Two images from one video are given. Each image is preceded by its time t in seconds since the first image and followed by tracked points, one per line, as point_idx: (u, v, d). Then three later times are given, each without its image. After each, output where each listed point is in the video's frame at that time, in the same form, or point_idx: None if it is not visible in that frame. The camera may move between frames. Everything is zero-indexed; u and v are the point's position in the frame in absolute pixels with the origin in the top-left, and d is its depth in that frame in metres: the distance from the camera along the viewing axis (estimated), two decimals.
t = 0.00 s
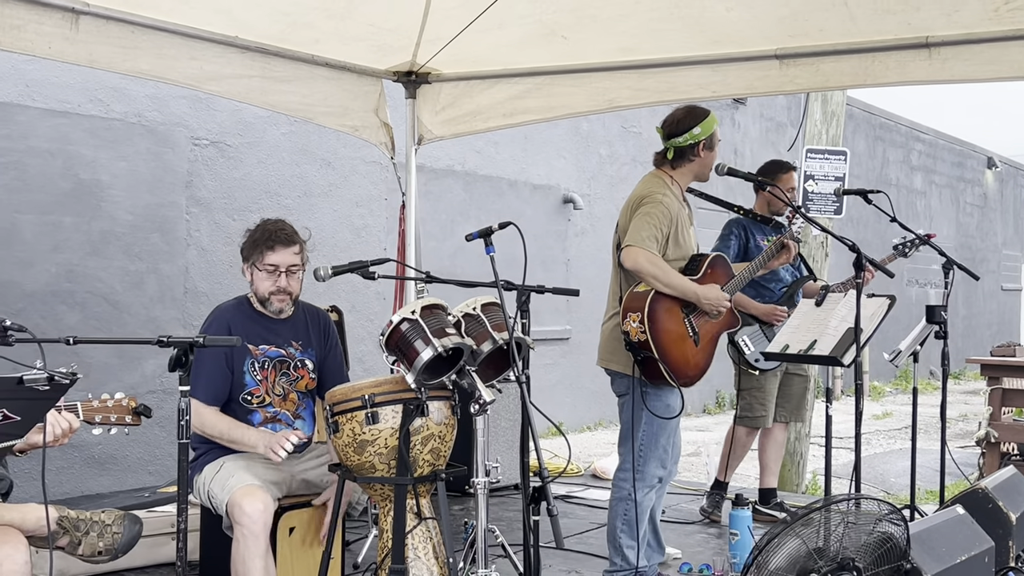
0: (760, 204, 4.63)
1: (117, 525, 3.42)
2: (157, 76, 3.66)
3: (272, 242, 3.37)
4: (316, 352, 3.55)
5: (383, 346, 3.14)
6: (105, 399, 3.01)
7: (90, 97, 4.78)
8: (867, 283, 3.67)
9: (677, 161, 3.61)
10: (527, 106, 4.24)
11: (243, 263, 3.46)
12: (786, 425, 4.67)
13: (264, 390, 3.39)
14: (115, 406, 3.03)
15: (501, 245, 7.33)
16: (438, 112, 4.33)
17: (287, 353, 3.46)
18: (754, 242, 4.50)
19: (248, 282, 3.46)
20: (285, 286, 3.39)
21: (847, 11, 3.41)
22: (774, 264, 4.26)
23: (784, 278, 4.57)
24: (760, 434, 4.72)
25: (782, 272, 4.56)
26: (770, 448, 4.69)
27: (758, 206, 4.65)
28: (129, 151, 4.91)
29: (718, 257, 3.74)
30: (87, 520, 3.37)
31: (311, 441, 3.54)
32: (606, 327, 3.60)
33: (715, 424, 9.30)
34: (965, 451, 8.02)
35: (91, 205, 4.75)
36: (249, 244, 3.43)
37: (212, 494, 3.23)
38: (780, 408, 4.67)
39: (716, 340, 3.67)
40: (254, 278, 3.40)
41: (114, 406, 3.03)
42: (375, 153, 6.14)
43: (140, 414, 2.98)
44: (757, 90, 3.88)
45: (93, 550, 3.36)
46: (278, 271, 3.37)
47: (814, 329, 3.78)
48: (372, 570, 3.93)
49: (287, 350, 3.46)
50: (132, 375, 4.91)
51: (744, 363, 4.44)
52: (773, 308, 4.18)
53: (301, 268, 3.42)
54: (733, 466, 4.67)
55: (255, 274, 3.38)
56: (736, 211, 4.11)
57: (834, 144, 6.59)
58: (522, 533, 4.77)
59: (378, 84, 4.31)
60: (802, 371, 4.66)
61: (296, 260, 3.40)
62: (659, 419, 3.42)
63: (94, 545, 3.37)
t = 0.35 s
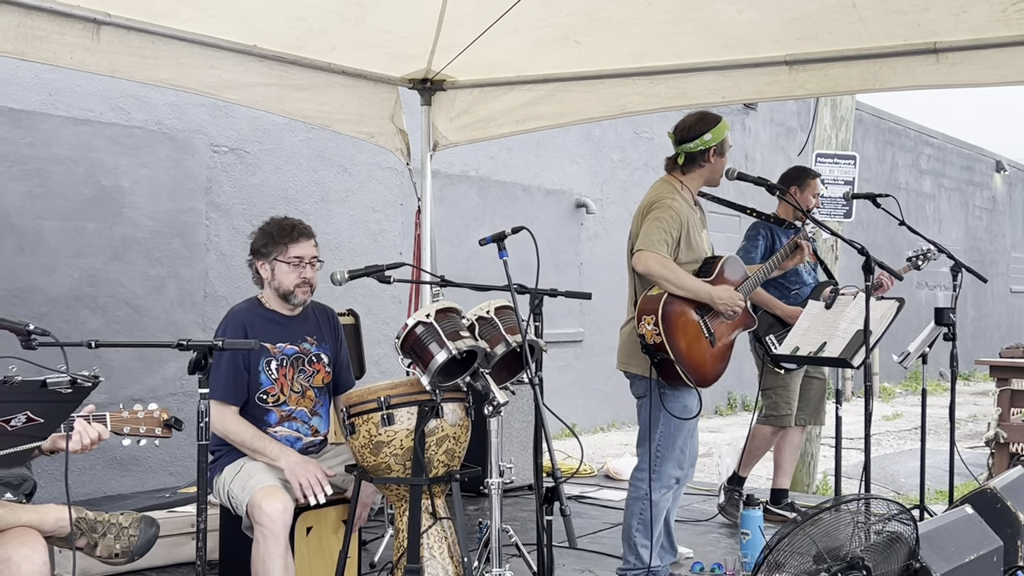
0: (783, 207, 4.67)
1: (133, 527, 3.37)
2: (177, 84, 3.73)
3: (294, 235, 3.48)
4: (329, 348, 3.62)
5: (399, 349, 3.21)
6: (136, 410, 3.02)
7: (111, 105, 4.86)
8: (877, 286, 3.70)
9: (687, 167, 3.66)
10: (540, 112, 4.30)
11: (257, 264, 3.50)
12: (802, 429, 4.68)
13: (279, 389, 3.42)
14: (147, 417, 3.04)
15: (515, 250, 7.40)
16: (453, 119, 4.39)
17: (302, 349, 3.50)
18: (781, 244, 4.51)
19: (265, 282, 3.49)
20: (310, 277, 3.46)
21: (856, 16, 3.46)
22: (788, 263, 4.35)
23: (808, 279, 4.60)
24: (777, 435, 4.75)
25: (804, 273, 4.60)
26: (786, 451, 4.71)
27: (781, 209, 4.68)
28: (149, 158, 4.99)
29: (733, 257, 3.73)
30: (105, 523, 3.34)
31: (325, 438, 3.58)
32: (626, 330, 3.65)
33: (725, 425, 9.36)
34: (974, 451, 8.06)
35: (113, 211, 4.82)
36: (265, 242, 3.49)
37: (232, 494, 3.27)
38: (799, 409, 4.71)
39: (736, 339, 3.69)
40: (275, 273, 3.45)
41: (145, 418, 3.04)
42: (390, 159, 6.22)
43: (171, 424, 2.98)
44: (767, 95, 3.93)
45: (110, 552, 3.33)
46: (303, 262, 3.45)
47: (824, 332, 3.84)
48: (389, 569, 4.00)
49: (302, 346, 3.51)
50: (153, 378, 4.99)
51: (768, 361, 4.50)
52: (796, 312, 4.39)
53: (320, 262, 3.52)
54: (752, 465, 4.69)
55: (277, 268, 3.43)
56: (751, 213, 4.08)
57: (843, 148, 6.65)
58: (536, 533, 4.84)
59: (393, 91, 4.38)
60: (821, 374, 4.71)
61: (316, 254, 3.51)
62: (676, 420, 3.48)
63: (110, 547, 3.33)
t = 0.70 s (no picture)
0: (795, 214, 4.78)
1: (157, 523, 3.24)
2: (201, 94, 3.84)
3: (315, 235, 3.64)
4: (346, 349, 3.72)
5: (416, 351, 3.32)
6: (163, 417, 3.07)
7: (137, 115, 4.99)
8: (883, 289, 3.79)
9: (690, 168, 3.76)
10: (553, 119, 4.40)
11: (280, 267, 3.59)
12: (810, 429, 4.79)
13: (297, 388, 3.52)
14: (172, 423, 3.09)
15: (528, 254, 7.50)
16: (468, 127, 4.50)
17: (319, 349, 3.61)
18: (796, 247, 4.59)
19: (291, 283, 3.60)
20: (335, 273, 3.63)
21: (862, 26, 3.56)
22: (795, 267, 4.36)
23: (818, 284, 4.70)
24: (785, 435, 4.84)
25: (814, 275, 4.70)
26: (793, 450, 4.81)
27: (794, 215, 4.78)
28: (174, 165, 5.11)
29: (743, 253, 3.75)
30: (130, 518, 3.21)
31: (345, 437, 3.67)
32: (641, 329, 3.74)
33: (734, 425, 9.45)
34: (980, 451, 8.14)
35: (139, 218, 4.95)
36: (288, 245, 3.60)
37: (255, 493, 3.38)
38: (806, 411, 4.78)
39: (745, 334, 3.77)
40: (305, 274, 3.57)
41: (171, 424, 3.08)
42: (407, 166, 6.35)
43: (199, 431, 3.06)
44: (775, 102, 4.02)
45: (135, 548, 3.21)
46: (329, 259, 3.61)
47: (832, 333, 3.94)
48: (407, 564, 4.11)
49: (319, 347, 3.61)
50: (178, 379, 5.12)
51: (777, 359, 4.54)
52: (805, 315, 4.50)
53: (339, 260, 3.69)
54: (762, 468, 4.76)
55: (307, 268, 3.56)
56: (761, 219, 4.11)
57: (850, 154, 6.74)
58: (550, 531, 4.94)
59: (410, 100, 4.50)
60: (828, 376, 4.77)
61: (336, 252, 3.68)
62: (689, 417, 3.56)
63: (136, 542, 3.21)
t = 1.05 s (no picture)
0: (797, 216, 4.83)
1: (184, 519, 3.32)
2: (223, 103, 3.95)
3: (337, 238, 3.75)
4: (367, 351, 3.83)
5: (431, 353, 3.42)
6: (183, 403, 3.20)
7: (161, 124, 5.11)
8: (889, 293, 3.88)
9: (693, 179, 3.85)
10: (566, 127, 4.50)
11: (305, 272, 3.69)
12: (812, 429, 4.87)
13: (319, 390, 3.63)
14: (192, 410, 3.23)
15: (541, 258, 7.59)
16: (482, 134, 4.60)
17: (342, 352, 3.71)
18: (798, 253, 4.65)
19: (317, 287, 3.70)
20: (359, 274, 3.74)
21: (867, 35, 3.64)
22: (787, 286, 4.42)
23: (820, 287, 4.79)
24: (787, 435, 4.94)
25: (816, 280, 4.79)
26: (797, 449, 4.91)
27: (796, 217, 4.85)
28: (197, 173, 5.24)
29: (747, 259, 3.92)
30: (157, 514, 3.29)
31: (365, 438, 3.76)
32: (649, 333, 3.82)
33: (743, 425, 9.52)
34: (985, 451, 8.19)
35: (162, 223, 5.07)
36: (311, 249, 3.70)
37: (274, 491, 3.46)
38: (804, 412, 4.85)
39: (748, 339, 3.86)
40: (330, 276, 3.68)
41: (191, 411, 3.22)
42: (424, 173, 6.49)
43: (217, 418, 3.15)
44: (782, 109, 4.11)
45: (162, 544, 3.28)
46: (352, 260, 3.72)
47: (840, 335, 4.03)
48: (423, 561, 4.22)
49: (342, 349, 3.71)
50: (200, 381, 5.24)
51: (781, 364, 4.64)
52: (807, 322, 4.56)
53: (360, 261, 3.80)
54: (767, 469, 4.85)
55: (332, 270, 3.67)
56: (766, 229, 4.18)
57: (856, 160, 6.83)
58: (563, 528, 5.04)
59: (426, 108, 4.60)
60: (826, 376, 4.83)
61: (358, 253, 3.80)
62: (695, 421, 3.64)
63: (163, 538, 3.28)
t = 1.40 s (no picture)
0: (794, 217, 4.89)
1: (203, 519, 3.33)
2: (242, 110, 4.03)
3: (356, 242, 3.83)
4: (383, 354, 3.90)
5: (445, 355, 3.49)
6: (203, 405, 3.28)
7: (181, 130, 5.21)
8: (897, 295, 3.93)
9: (706, 180, 3.93)
10: (578, 133, 4.57)
11: (326, 275, 3.77)
12: (822, 430, 4.92)
13: (336, 393, 3.71)
14: (212, 411, 3.30)
15: (554, 262, 7.66)
16: (497, 139, 4.68)
17: (358, 355, 3.79)
18: (796, 257, 4.73)
19: (337, 290, 3.78)
20: (377, 278, 3.83)
21: (877, 42, 3.70)
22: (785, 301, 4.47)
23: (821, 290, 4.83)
24: (796, 437, 5.00)
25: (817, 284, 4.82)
26: (806, 451, 4.97)
27: (793, 219, 4.90)
28: (217, 178, 5.33)
29: (755, 266, 3.99)
30: (177, 513, 3.29)
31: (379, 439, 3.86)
32: (657, 335, 3.89)
33: (753, 427, 9.57)
34: (992, 451, 8.23)
35: (182, 228, 5.17)
36: (330, 253, 3.78)
37: (290, 490, 3.55)
38: (814, 414, 4.90)
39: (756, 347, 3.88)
40: (350, 280, 3.76)
41: (211, 412, 3.30)
42: (439, 178, 6.62)
43: (236, 419, 3.23)
44: (792, 115, 4.17)
45: (182, 542, 3.29)
46: (372, 265, 3.81)
47: (848, 338, 4.09)
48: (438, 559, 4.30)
49: (358, 352, 3.79)
50: (220, 382, 5.34)
51: (782, 366, 4.71)
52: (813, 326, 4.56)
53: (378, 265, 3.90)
54: (778, 469, 4.89)
55: (354, 274, 3.76)
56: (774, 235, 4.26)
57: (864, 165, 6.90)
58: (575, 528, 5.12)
59: (441, 115, 4.69)
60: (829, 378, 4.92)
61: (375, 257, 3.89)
62: (703, 422, 3.71)
63: (183, 536, 3.30)
